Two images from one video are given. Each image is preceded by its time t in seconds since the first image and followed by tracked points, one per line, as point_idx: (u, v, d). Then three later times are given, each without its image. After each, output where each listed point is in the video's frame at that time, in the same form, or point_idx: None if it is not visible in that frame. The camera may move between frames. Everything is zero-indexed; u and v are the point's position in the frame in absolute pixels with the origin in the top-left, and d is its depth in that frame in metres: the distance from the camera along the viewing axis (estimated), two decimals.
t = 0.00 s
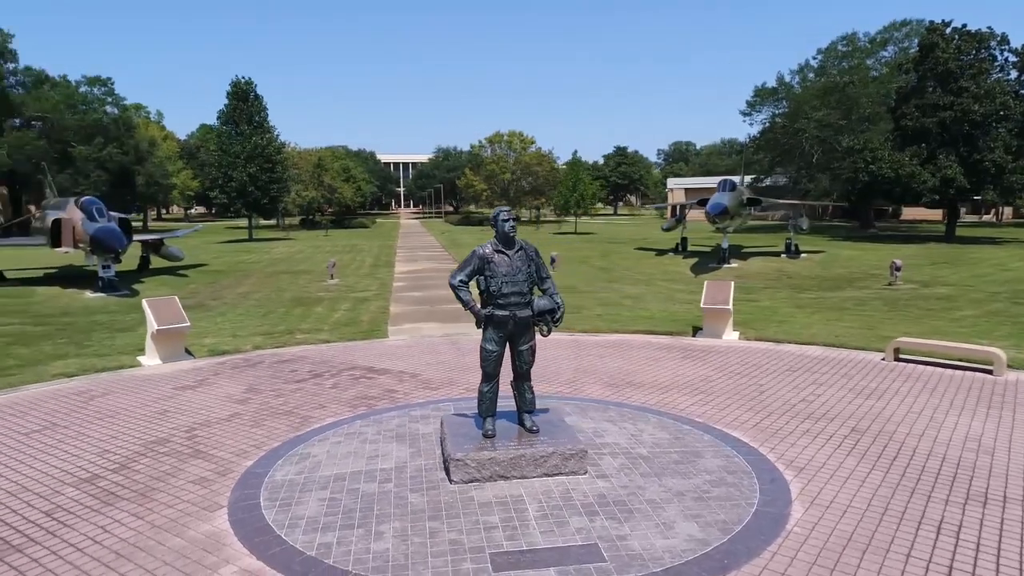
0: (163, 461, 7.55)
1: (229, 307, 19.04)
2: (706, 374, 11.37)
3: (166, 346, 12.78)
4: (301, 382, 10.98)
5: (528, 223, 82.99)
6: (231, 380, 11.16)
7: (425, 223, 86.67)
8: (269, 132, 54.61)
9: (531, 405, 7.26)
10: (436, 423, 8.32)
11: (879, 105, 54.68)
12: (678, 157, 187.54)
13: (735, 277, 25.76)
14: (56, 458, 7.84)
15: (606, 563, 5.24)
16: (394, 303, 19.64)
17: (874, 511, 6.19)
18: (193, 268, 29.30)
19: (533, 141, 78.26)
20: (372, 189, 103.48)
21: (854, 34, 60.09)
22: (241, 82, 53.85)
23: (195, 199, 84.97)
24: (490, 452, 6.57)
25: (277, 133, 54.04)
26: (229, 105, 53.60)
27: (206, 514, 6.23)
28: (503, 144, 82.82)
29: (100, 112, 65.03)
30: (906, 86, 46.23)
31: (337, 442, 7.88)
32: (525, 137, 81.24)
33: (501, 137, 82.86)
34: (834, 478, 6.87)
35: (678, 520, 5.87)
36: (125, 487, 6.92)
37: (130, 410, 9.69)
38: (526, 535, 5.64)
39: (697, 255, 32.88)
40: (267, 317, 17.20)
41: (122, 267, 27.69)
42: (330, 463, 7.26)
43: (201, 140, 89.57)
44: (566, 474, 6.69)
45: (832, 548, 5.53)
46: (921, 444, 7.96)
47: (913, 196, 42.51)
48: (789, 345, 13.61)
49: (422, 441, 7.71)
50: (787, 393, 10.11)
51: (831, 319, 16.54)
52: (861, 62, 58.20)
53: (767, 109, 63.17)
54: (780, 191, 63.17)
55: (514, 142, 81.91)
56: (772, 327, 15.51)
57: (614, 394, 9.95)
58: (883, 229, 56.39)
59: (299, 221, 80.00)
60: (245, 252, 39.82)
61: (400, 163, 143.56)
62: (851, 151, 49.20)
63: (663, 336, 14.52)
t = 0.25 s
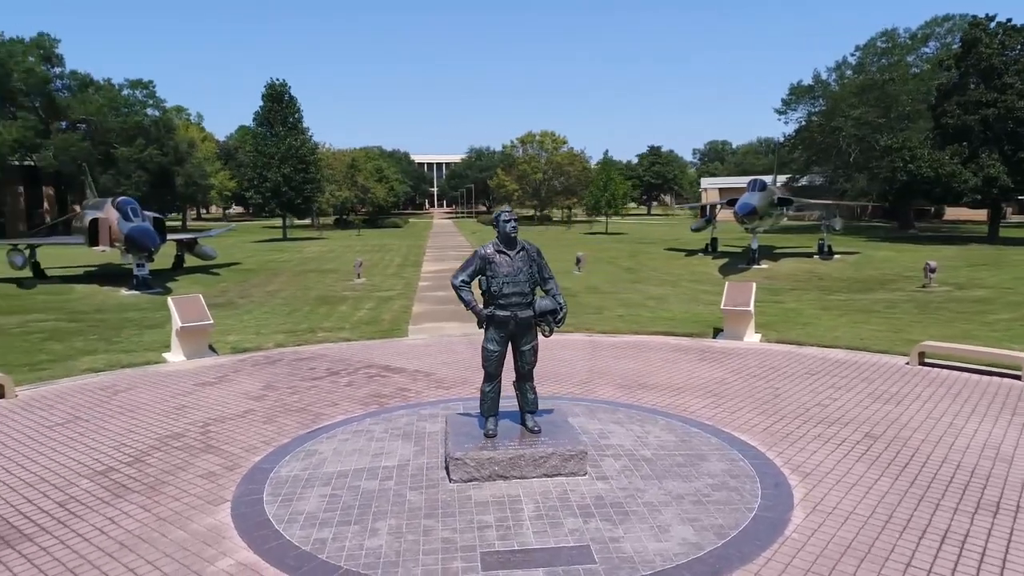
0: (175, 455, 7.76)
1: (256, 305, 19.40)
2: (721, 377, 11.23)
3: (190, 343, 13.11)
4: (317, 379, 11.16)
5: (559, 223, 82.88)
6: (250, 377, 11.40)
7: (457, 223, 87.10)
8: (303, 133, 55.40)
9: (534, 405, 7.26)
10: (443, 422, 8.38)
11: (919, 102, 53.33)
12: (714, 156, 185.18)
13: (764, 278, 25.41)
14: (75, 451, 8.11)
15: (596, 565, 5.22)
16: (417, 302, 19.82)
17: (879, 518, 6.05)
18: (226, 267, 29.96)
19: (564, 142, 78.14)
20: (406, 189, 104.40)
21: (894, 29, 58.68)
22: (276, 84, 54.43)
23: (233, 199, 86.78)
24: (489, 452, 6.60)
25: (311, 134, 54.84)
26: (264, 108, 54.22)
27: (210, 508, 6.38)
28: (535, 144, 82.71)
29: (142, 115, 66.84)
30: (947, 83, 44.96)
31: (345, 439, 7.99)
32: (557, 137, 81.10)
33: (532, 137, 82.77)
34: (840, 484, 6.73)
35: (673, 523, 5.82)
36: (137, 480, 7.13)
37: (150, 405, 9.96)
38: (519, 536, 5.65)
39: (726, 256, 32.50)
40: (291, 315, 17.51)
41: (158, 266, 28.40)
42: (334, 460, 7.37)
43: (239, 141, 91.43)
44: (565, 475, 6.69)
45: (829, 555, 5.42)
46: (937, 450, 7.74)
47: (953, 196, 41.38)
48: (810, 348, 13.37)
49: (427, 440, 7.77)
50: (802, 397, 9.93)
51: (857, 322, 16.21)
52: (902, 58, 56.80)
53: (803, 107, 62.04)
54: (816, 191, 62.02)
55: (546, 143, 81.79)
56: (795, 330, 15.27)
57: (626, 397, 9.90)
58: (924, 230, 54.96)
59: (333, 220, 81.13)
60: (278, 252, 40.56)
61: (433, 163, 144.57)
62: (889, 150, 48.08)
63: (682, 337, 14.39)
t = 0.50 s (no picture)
0: (183, 451, 7.93)
1: (278, 304, 19.70)
2: (733, 379, 11.11)
3: (209, 341, 13.37)
4: (329, 377, 11.31)
5: (587, 223, 82.59)
6: (264, 375, 11.59)
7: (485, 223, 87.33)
8: (332, 134, 56.08)
9: (532, 406, 7.28)
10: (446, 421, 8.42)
11: (956, 100, 51.99)
12: (747, 156, 182.70)
13: (789, 279, 25.03)
14: (88, 445, 8.36)
15: (581, 568, 5.21)
16: (436, 302, 19.95)
17: (876, 525, 5.94)
18: (253, 266, 30.48)
19: (593, 141, 77.84)
20: (435, 189, 105.02)
21: (931, 26, 57.31)
22: (306, 86, 55.30)
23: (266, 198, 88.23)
24: (484, 451, 6.63)
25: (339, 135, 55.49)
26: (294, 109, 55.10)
27: (209, 502, 6.52)
28: (563, 144, 82.26)
29: (177, 116, 68.29)
30: (985, 80, 43.72)
31: (348, 436, 8.10)
32: (585, 137, 80.78)
33: (560, 137, 82.35)
34: (840, 490, 6.62)
35: (664, 526, 5.79)
36: (143, 474, 7.31)
37: (165, 401, 10.19)
38: (507, 535, 5.67)
39: (753, 257, 32.10)
40: (311, 314, 17.76)
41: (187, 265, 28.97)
42: (335, 457, 7.46)
43: (272, 142, 92.96)
44: (560, 476, 6.69)
45: (820, 562, 5.34)
46: (946, 457, 7.56)
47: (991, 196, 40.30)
48: (828, 351, 13.16)
49: (429, 439, 7.82)
50: (813, 400, 9.78)
51: (880, 325, 15.89)
52: (939, 55, 55.43)
53: (835, 105, 60.87)
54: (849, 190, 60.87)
55: (574, 142, 81.38)
56: (814, 332, 15.04)
57: (633, 399, 9.85)
58: (961, 231, 53.60)
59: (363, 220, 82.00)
60: (306, 251, 41.13)
61: (463, 163, 145.23)
62: (924, 148, 47.00)
63: (698, 339, 14.25)
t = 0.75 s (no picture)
0: (190, 445, 8.12)
1: (300, 302, 20.00)
2: (743, 381, 10.99)
3: (228, 338, 13.63)
4: (340, 375, 11.45)
5: (615, 224, 82.19)
6: (278, 372, 11.79)
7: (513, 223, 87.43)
8: (361, 135, 56.69)
9: (529, 406, 7.31)
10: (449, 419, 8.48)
11: (995, 97, 50.42)
12: (780, 155, 179.91)
13: (814, 280, 24.63)
14: (101, 438, 8.61)
15: (564, 568, 5.22)
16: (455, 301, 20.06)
17: (870, 530, 5.85)
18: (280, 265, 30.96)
19: (621, 141, 77.38)
20: (464, 189, 105.45)
21: (970, 21, 55.79)
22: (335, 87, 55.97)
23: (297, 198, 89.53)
24: (477, 450, 6.67)
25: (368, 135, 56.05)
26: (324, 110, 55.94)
27: (209, 496, 6.67)
28: (592, 144, 81.61)
29: (211, 118, 69.67)
30: None
31: (351, 433, 8.21)
32: (614, 137, 80.23)
33: (589, 137, 81.69)
34: (838, 495, 6.53)
35: (652, 528, 5.77)
36: (149, 467, 7.50)
37: (179, 397, 10.42)
38: (494, 534, 5.69)
39: (779, 258, 31.67)
40: (331, 312, 18.00)
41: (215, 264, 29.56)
42: (335, 454, 7.57)
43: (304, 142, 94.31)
44: (554, 476, 6.70)
45: (808, 567, 5.28)
46: (954, 463, 7.40)
47: None
48: (845, 354, 12.94)
49: (429, 437, 7.89)
50: (822, 403, 9.63)
51: (903, 327, 15.56)
52: (977, 51, 53.95)
53: (869, 104, 59.57)
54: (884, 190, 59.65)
55: (603, 142, 80.70)
56: (833, 334, 14.79)
57: (640, 400, 9.81)
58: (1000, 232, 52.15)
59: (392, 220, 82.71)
60: (333, 250, 41.65)
61: (492, 163, 145.56)
62: (960, 147, 45.78)
63: (713, 340, 14.11)
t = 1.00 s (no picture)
0: (203, 439, 8.33)
1: (325, 300, 20.30)
2: (759, 383, 10.85)
3: (250, 335, 13.92)
4: (356, 373, 11.63)
5: (647, 223, 81.63)
6: (296, 369, 12.01)
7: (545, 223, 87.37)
8: (393, 135, 57.24)
9: (532, 405, 7.35)
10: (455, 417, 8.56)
11: None
12: (819, 154, 176.47)
13: (845, 282, 24.17)
14: (121, 431, 8.89)
15: (553, 565, 5.25)
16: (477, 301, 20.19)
17: (869, 536, 5.76)
18: (310, 263, 31.46)
19: (654, 141, 76.74)
20: (496, 189, 105.76)
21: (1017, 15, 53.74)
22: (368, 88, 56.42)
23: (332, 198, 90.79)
24: (477, 448, 6.73)
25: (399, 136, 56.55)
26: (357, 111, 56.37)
27: (216, 487, 6.85)
28: (624, 144, 80.96)
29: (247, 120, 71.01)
30: None
31: (359, 429, 8.35)
32: (647, 137, 79.32)
33: (621, 137, 81.12)
34: (840, 499, 6.43)
35: (646, 528, 5.77)
36: (163, 460, 7.71)
37: (199, 392, 10.70)
38: (487, 530, 5.75)
39: (811, 259, 31.14)
40: (354, 311, 18.26)
41: (247, 263, 30.15)
42: (341, 449, 7.70)
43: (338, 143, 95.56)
44: (553, 474, 6.73)
45: (800, 570, 5.22)
46: (967, 469, 7.22)
47: None
48: (867, 356, 12.70)
49: (433, 434, 7.97)
50: (837, 406, 9.48)
51: (931, 330, 15.22)
52: None
53: (909, 101, 57.95)
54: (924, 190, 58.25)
55: (635, 142, 79.89)
56: (858, 337, 14.51)
57: (650, 400, 9.77)
58: None
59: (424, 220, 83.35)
60: (363, 250, 42.17)
61: (525, 163, 145.76)
62: (1004, 145, 44.36)
63: (733, 342, 13.96)
